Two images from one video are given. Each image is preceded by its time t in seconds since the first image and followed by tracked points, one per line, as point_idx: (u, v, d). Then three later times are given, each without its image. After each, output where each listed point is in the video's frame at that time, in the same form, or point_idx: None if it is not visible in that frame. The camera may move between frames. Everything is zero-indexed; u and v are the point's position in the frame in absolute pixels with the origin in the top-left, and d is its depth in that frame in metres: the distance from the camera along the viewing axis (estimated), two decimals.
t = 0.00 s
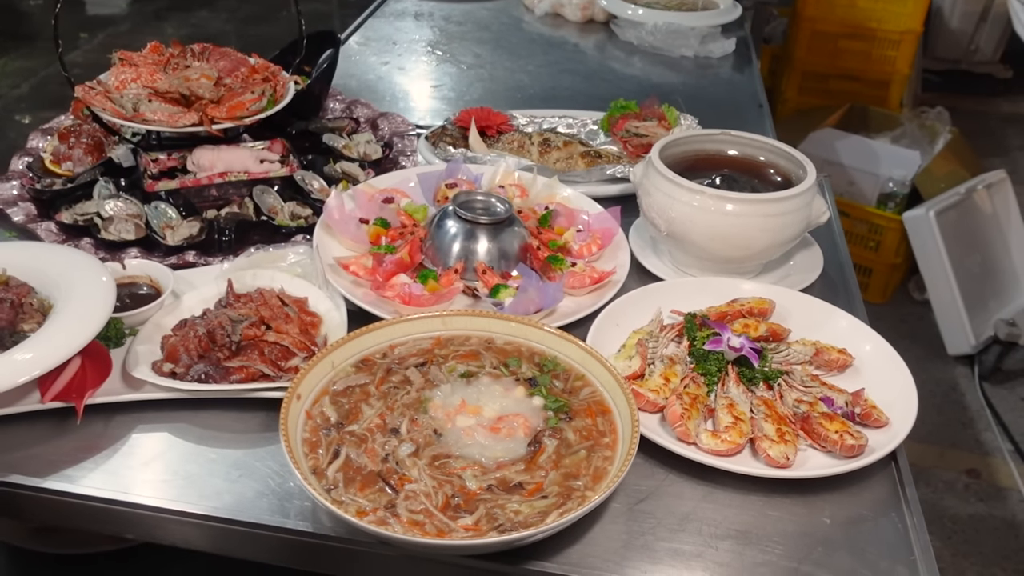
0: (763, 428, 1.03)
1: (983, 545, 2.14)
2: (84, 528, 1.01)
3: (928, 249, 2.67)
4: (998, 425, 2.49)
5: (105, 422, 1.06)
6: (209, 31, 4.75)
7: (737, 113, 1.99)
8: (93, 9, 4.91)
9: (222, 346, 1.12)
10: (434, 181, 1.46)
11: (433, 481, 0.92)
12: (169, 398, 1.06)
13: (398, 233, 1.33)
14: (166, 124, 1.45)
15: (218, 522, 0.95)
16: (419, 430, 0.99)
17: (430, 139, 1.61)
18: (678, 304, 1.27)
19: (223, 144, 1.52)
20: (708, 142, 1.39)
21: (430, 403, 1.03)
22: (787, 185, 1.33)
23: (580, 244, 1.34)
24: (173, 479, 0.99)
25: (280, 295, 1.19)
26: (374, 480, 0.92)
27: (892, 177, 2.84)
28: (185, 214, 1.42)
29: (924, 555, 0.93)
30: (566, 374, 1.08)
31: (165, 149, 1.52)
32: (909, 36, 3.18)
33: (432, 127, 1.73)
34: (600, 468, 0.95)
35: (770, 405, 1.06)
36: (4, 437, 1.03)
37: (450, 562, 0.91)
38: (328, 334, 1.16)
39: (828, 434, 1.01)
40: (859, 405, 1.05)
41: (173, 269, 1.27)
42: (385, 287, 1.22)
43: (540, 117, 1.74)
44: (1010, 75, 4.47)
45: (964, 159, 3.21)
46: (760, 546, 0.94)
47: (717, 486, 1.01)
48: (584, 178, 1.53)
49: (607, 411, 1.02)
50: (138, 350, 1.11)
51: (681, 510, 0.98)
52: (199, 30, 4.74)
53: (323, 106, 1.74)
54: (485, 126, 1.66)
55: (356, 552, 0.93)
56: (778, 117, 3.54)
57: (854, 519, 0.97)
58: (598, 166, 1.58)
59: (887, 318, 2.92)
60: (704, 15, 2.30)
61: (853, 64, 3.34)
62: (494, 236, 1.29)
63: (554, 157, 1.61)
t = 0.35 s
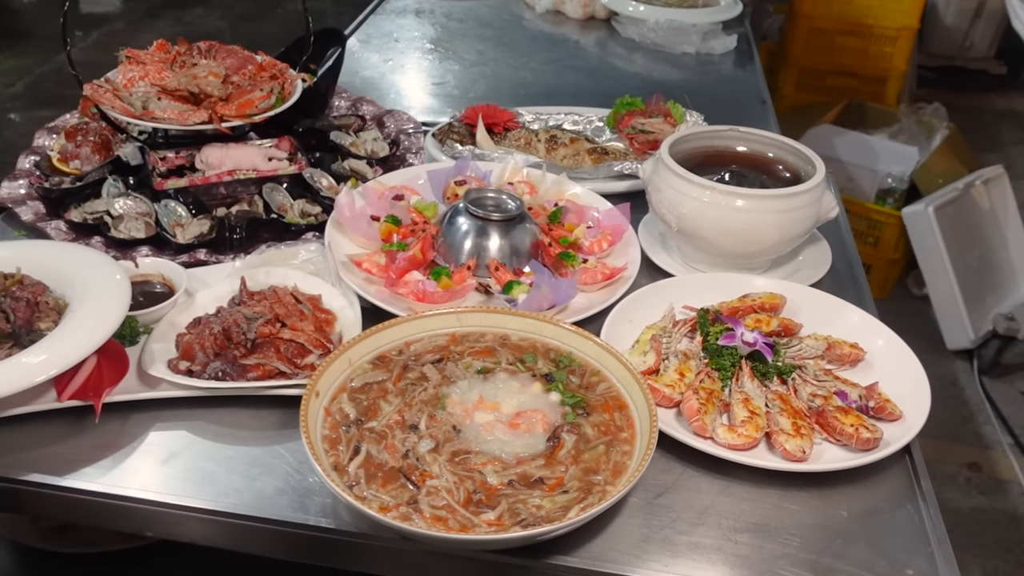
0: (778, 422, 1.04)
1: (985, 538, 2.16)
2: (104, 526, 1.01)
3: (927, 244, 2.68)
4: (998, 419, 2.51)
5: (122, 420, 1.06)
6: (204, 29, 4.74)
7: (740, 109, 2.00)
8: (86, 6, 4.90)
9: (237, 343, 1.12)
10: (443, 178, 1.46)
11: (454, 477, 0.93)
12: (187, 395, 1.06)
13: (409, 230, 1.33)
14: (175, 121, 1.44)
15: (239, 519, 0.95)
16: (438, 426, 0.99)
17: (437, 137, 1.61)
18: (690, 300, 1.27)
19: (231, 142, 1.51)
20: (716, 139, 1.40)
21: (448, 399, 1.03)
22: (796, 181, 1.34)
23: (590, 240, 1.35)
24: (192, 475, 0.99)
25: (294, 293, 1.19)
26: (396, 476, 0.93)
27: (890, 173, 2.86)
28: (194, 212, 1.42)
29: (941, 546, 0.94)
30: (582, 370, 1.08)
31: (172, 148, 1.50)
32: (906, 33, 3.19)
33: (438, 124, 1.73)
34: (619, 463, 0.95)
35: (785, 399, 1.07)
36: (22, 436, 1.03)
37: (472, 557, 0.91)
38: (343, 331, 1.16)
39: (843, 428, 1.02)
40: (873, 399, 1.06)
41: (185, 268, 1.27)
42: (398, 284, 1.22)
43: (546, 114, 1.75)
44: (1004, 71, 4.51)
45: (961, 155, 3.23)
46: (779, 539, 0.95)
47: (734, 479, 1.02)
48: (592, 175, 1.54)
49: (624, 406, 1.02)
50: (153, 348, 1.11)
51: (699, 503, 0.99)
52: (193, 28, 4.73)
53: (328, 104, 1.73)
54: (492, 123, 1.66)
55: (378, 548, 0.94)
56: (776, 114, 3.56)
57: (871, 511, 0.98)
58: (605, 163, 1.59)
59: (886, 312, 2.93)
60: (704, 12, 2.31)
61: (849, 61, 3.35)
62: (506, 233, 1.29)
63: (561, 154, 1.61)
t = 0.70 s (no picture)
0: (794, 416, 1.05)
1: (987, 530, 2.18)
2: (126, 528, 1.01)
3: (924, 238, 2.70)
4: (997, 412, 2.54)
5: (141, 422, 1.06)
6: (196, 28, 4.73)
7: (741, 106, 2.01)
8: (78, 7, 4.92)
9: (254, 344, 1.12)
10: (452, 177, 1.46)
11: (477, 474, 0.93)
12: (207, 396, 1.06)
13: (420, 229, 1.33)
14: (185, 122, 1.45)
15: (263, 518, 0.95)
16: (459, 424, 1.00)
17: (443, 136, 1.62)
18: (701, 296, 1.28)
19: (239, 143, 1.51)
20: (724, 136, 1.41)
21: (467, 397, 1.04)
22: (804, 178, 1.35)
23: (600, 237, 1.35)
24: (213, 475, 0.99)
25: (309, 293, 1.19)
26: (419, 474, 0.93)
27: (886, 169, 2.90)
28: (205, 212, 1.41)
29: (959, 536, 0.95)
30: (599, 366, 1.09)
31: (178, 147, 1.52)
32: (899, 29, 3.22)
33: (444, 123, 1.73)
34: (640, 458, 0.96)
35: (800, 393, 1.08)
36: (41, 438, 1.03)
37: (497, 554, 0.92)
38: (358, 331, 1.17)
39: (859, 421, 1.03)
40: (888, 392, 1.07)
41: (197, 269, 1.27)
42: (412, 283, 1.23)
43: (551, 113, 1.75)
44: (995, 67, 4.55)
45: (955, 151, 3.25)
46: (800, 532, 0.96)
47: (752, 474, 1.03)
48: (598, 173, 1.55)
49: (642, 402, 1.03)
50: (169, 349, 1.11)
51: (719, 497, 1.00)
52: (185, 28, 4.72)
53: (333, 104, 1.73)
54: (497, 122, 1.67)
55: (403, 545, 0.94)
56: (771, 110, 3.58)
57: (889, 503, 0.99)
58: (612, 160, 1.60)
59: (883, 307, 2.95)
60: (702, 9, 2.33)
61: (843, 57, 3.37)
62: (517, 231, 1.29)
63: (567, 152, 1.62)
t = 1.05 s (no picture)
0: (812, 410, 1.06)
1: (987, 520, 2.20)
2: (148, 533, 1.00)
3: (918, 233, 2.72)
4: (992, 404, 2.58)
5: (161, 426, 1.06)
6: (183, 31, 4.71)
7: (740, 104, 2.02)
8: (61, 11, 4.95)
9: (272, 346, 1.12)
10: (459, 178, 1.47)
11: (502, 473, 0.94)
12: (226, 400, 1.06)
13: (431, 230, 1.34)
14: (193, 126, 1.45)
15: (289, 521, 0.95)
16: (481, 423, 1.00)
17: (448, 136, 1.63)
18: (713, 293, 1.29)
19: (245, 146, 1.51)
20: (730, 134, 1.42)
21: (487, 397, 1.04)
22: (811, 174, 1.36)
23: (610, 236, 1.36)
24: (236, 478, 0.99)
25: (323, 295, 1.20)
26: (445, 474, 0.94)
27: (880, 164, 2.96)
28: (213, 216, 1.41)
29: (978, 527, 0.96)
30: (616, 365, 1.10)
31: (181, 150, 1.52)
32: (889, 25, 3.25)
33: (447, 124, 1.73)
34: (663, 455, 0.97)
35: (817, 388, 1.09)
36: (60, 444, 1.03)
37: (524, 552, 0.92)
38: (374, 332, 1.17)
39: (876, 415, 1.04)
40: (902, 386, 1.08)
41: (210, 272, 1.27)
42: (427, 284, 1.23)
43: (553, 112, 1.76)
44: (981, 62, 4.60)
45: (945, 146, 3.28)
46: (822, 526, 0.97)
47: (772, 469, 1.04)
48: (604, 172, 1.56)
49: (662, 399, 1.04)
50: (186, 353, 1.11)
51: (740, 493, 1.00)
52: (172, 31, 4.70)
53: (336, 105, 1.74)
54: (502, 122, 1.67)
55: (429, 545, 0.94)
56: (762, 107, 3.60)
57: (908, 496, 1.01)
58: (617, 159, 1.60)
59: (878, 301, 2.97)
60: (699, 7, 2.35)
61: (833, 54, 3.39)
62: (528, 230, 1.30)
63: (571, 151, 1.63)
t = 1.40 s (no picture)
0: (830, 406, 1.06)
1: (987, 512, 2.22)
2: (171, 538, 1.00)
3: (912, 230, 2.73)
4: (989, 398, 2.63)
5: (181, 431, 1.05)
6: (170, 34, 4.69)
7: (740, 103, 2.04)
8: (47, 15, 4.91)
9: (289, 350, 1.12)
10: (468, 179, 1.47)
11: (528, 472, 0.94)
12: (245, 403, 1.06)
13: (443, 231, 1.34)
14: (201, 129, 1.47)
15: (316, 523, 0.95)
16: (504, 423, 1.00)
17: (453, 138, 1.64)
18: (724, 290, 1.30)
19: (252, 149, 1.50)
20: (737, 133, 1.43)
21: (508, 396, 1.04)
22: (819, 172, 1.37)
23: (620, 235, 1.36)
24: (260, 482, 0.99)
25: (339, 298, 1.19)
26: (471, 474, 0.94)
27: (873, 161, 2.98)
28: (222, 219, 1.40)
29: (998, 518, 0.98)
30: (634, 363, 1.10)
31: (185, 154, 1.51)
32: (878, 23, 3.28)
33: (451, 125, 1.74)
34: (686, 452, 0.97)
35: (833, 383, 1.10)
36: (80, 450, 1.02)
37: (553, 551, 0.92)
38: (391, 334, 1.17)
39: (894, 409, 1.05)
40: (918, 380, 1.09)
41: (222, 276, 1.27)
42: (441, 285, 1.23)
43: (557, 112, 1.76)
44: (967, 59, 4.65)
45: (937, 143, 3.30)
46: (846, 519, 0.98)
47: (792, 464, 1.04)
48: (610, 172, 1.56)
49: (682, 396, 1.04)
50: (203, 357, 1.11)
51: (763, 489, 1.01)
52: (160, 34, 4.68)
53: (339, 107, 1.73)
54: (507, 123, 1.68)
55: (457, 544, 0.94)
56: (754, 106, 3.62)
57: (927, 489, 1.02)
58: (622, 159, 1.61)
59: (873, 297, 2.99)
60: (695, 7, 2.37)
61: (824, 52, 3.42)
62: (540, 230, 1.30)
63: (577, 151, 1.64)
